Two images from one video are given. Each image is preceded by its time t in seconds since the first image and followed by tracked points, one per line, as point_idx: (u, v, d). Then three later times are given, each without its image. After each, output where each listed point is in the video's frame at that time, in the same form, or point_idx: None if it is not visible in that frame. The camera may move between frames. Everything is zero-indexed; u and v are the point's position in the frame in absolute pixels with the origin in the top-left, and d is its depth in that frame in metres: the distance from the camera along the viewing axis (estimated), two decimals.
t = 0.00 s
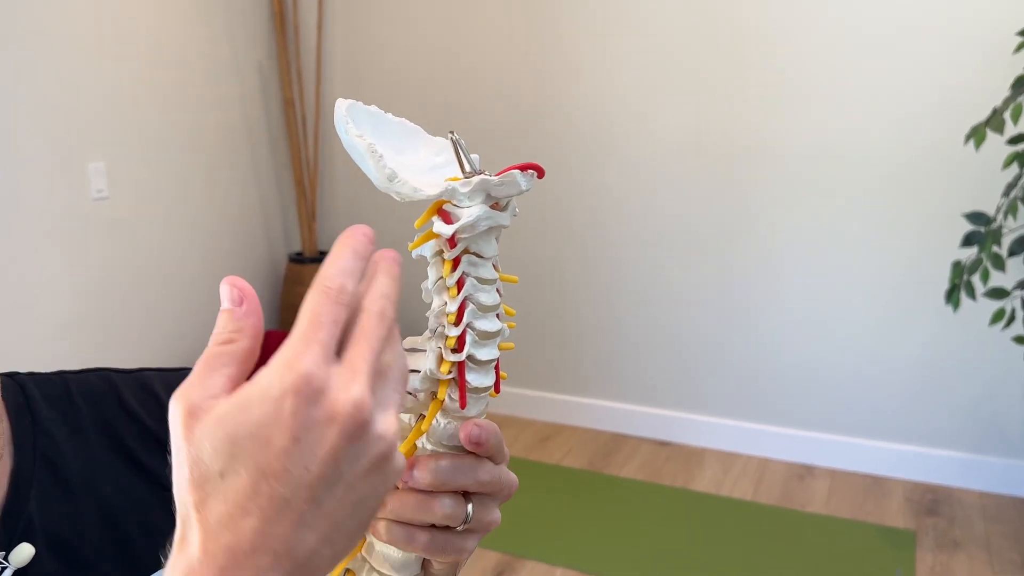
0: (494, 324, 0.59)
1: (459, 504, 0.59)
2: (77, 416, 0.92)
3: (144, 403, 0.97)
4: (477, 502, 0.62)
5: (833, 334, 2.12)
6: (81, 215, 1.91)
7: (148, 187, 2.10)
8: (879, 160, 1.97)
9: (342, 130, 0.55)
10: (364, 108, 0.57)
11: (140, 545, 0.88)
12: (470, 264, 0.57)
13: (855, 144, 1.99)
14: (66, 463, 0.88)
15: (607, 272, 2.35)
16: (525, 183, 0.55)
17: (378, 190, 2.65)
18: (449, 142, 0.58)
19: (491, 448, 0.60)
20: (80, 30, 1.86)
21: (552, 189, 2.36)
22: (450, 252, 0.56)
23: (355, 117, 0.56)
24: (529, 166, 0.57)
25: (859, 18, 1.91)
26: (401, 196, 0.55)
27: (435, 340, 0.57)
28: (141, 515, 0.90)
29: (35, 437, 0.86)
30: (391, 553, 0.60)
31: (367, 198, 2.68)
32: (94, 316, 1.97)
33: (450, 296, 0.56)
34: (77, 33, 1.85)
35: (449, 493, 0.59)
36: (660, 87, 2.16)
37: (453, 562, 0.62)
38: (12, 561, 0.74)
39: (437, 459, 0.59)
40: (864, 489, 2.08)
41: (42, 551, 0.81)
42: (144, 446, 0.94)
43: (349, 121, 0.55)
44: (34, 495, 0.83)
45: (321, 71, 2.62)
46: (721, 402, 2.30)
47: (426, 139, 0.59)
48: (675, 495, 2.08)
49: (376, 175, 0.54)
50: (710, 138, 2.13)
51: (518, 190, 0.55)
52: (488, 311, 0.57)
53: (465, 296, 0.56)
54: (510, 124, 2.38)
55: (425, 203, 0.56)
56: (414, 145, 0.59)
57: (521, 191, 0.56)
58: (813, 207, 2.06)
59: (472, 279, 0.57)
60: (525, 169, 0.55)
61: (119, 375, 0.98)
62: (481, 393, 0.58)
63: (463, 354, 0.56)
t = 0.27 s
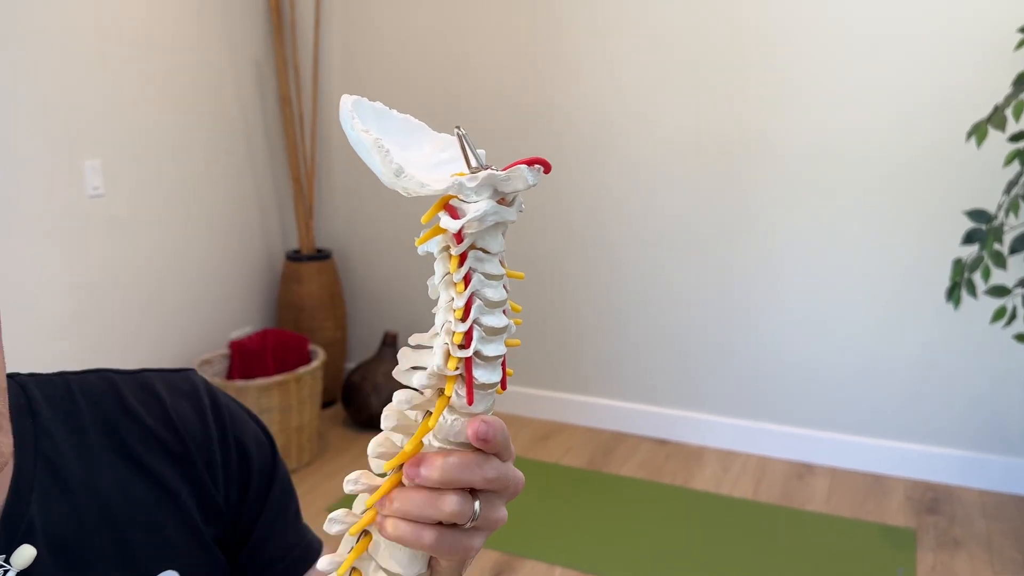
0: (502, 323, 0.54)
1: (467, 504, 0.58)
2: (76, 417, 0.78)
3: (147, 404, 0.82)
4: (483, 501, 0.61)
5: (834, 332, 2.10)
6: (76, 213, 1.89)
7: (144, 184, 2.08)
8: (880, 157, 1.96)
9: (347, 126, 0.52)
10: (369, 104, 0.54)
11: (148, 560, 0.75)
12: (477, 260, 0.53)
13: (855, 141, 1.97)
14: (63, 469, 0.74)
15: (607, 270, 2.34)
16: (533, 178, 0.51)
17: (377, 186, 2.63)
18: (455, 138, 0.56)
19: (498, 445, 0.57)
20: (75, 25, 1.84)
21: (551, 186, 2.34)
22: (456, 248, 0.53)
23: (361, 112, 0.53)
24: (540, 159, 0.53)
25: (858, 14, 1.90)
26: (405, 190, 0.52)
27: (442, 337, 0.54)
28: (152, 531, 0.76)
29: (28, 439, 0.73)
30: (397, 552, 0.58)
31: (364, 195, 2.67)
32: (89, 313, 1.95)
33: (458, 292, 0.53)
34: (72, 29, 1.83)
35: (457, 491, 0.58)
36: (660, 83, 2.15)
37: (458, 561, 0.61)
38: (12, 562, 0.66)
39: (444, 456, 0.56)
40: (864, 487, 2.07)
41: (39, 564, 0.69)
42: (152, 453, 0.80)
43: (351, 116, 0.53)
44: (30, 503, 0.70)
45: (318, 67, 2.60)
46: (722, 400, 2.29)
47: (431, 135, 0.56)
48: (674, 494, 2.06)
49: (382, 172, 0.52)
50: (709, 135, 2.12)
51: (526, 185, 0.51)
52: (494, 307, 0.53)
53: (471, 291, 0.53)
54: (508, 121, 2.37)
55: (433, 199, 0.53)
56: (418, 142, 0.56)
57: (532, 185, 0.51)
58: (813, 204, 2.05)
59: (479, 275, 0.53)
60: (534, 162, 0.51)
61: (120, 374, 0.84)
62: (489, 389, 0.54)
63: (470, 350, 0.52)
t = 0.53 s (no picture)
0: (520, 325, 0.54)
1: (483, 510, 0.58)
2: (77, 419, 0.77)
3: (149, 406, 0.82)
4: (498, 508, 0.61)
5: (834, 330, 2.10)
6: (72, 210, 1.88)
7: (140, 182, 2.07)
8: (880, 156, 1.96)
9: (368, 124, 0.51)
10: (389, 103, 0.53)
11: (149, 565, 0.74)
12: (497, 263, 0.52)
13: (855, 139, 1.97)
14: (64, 472, 0.73)
15: (605, 268, 2.33)
16: (557, 180, 0.50)
17: (375, 184, 2.62)
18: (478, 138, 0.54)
19: (514, 450, 0.56)
20: (71, 22, 1.83)
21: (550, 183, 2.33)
22: (478, 250, 0.52)
23: (381, 111, 0.53)
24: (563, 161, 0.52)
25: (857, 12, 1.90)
26: (427, 190, 0.52)
27: (461, 339, 0.53)
28: (154, 535, 0.75)
29: (28, 441, 0.72)
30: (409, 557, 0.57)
31: (362, 193, 2.65)
32: (86, 311, 1.94)
33: (478, 295, 0.52)
34: (68, 25, 1.82)
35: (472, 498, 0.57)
36: (660, 81, 2.14)
37: (472, 568, 0.61)
38: (6, 566, 0.65)
39: (460, 461, 0.56)
40: (863, 485, 2.07)
41: (37, 569, 0.68)
42: (154, 456, 0.79)
43: (374, 115, 0.52)
44: (30, 506, 0.69)
45: (316, 64, 2.59)
46: (721, 398, 2.29)
47: (451, 134, 0.56)
48: (674, 492, 2.06)
49: (403, 172, 0.52)
50: (709, 133, 2.11)
51: (550, 187, 0.50)
52: (514, 311, 0.53)
53: (492, 294, 0.52)
54: (507, 118, 2.36)
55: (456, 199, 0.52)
56: (437, 141, 0.55)
57: (556, 188, 0.51)
58: (813, 202, 2.04)
59: (500, 278, 0.52)
60: (558, 164, 0.50)
61: (123, 375, 0.83)
62: (507, 394, 0.54)
63: (490, 354, 0.52)
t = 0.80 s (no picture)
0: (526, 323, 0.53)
1: (488, 508, 0.58)
2: (78, 418, 0.77)
3: (151, 405, 0.81)
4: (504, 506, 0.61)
5: (833, 328, 2.10)
6: (69, 208, 1.87)
7: (138, 180, 2.06)
8: (879, 154, 1.96)
9: (373, 118, 0.50)
10: (393, 96, 0.53)
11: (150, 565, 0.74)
12: (504, 259, 0.52)
13: (854, 137, 1.97)
14: (65, 473, 0.73)
15: (604, 266, 2.33)
16: (565, 175, 0.51)
17: (374, 182, 2.62)
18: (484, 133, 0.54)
19: (520, 448, 0.56)
20: (67, 18, 1.82)
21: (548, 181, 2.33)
22: (485, 246, 0.51)
23: (385, 105, 0.52)
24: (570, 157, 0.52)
25: (856, 10, 1.90)
26: (434, 186, 0.51)
27: (468, 336, 0.52)
28: (156, 535, 0.75)
29: (29, 442, 0.72)
30: (415, 556, 0.57)
31: (360, 191, 2.65)
32: (83, 309, 1.93)
33: (486, 292, 0.51)
34: (64, 22, 1.81)
35: (478, 495, 0.57)
36: (659, 78, 2.13)
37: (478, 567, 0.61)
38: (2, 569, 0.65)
39: (466, 459, 0.56)
40: (862, 483, 2.07)
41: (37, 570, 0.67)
42: (156, 456, 0.79)
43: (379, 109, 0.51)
44: (29, 507, 0.69)
45: (314, 62, 2.58)
46: (720, 397, 2.29)
47: (454, 129, 0.55)
48: (673, 490, 2.06)
49: (410, 167, 0.51)
50: (708, 131, 2.11)
51: (558, 182, 0.51)
52: (521, 308, 0.52)
53: (499, 290, 0.51)
54: (506, 116, 2.35)
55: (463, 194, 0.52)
56: (440, 136, 0.55)
57: (563, 183, 0.51)
58: (812, 200, 2.04)
59: (507, 274, 0.51)
60: (565, 159, 0.51)
61: (124, 374, 0.83)
62: (513, 392, 0.53)
63: (496, 351, 0.51)
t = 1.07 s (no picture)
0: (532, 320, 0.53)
1: (493, 507, 0.58)
2: (67, 425, 0.77)
3: (143, 410, 0.81)
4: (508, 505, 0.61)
5: (832, 326, 2.10)
6: (67, 206, 1.86)
7: (136, 178, 2.05)
8: (878, 152, 1.95)
9: (379, 113, 0.50)
10: (397, 91, 0.52)
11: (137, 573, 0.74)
12: (511, 255, 0.51)
13: (853, 136, 1.97)
14: (52, 480, 0.73)
15: (604, 265, 2.32)
16: (573, 170, 0.50)
17: (372, 180, 2.61)
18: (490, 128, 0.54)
19: (525, 447, 0.56)
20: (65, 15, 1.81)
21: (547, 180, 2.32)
22: (492, 242, 0.51)
23: (390, 99, 0.51)
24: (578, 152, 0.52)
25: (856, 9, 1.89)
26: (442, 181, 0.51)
27: (474, 333, 0.52)
28: (144, 543, 0.75)
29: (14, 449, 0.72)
30: (420, 556, 0.56)
31: (359, 189, 2.64)
32: (80, 308, 1.92)
33: (493, 288, 0.51)
34: (62, 19, 1.80)
35: (483, 495, 0.57)
36: (659, 76, 2.13)
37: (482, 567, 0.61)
38: None
39: (472, 458, 0.55)
40: (861, 481, 2.07)
41: None
42: (146, 462, 0.78)
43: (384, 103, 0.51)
44: (13, 515, 0.69)
45: (312, 60, 2.58)
46: (718, 395, 2.29)
47: (458, 124, 0.55)
48: (672, 488, 2.06)
49: (417, 162, 0.50)
50: (708, 129, 2.11)
51: (567, 177, 0.50)
52: (528, 305, 0.52)
53: (506, 287, 0.51)
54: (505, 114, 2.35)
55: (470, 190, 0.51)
56: (444, 132, 0.55)
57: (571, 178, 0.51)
58: (811, 199, 2.04)
59: (514, 271, 0.51)
60: (574, 154, 0.51)
61: (116, 378, 0.83)
62: (518, 390, 0.53)
63: (503, 349, 0.51)
